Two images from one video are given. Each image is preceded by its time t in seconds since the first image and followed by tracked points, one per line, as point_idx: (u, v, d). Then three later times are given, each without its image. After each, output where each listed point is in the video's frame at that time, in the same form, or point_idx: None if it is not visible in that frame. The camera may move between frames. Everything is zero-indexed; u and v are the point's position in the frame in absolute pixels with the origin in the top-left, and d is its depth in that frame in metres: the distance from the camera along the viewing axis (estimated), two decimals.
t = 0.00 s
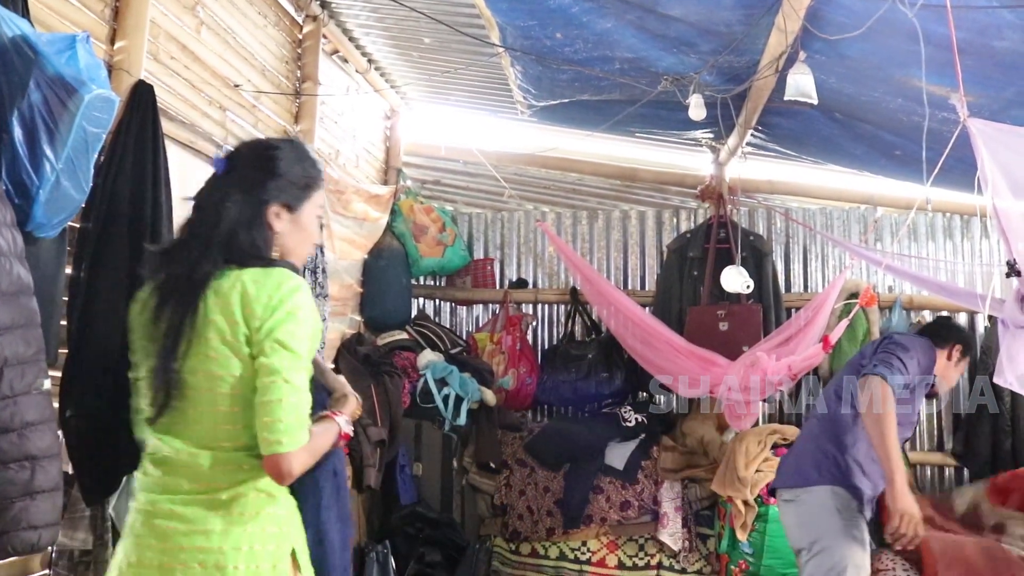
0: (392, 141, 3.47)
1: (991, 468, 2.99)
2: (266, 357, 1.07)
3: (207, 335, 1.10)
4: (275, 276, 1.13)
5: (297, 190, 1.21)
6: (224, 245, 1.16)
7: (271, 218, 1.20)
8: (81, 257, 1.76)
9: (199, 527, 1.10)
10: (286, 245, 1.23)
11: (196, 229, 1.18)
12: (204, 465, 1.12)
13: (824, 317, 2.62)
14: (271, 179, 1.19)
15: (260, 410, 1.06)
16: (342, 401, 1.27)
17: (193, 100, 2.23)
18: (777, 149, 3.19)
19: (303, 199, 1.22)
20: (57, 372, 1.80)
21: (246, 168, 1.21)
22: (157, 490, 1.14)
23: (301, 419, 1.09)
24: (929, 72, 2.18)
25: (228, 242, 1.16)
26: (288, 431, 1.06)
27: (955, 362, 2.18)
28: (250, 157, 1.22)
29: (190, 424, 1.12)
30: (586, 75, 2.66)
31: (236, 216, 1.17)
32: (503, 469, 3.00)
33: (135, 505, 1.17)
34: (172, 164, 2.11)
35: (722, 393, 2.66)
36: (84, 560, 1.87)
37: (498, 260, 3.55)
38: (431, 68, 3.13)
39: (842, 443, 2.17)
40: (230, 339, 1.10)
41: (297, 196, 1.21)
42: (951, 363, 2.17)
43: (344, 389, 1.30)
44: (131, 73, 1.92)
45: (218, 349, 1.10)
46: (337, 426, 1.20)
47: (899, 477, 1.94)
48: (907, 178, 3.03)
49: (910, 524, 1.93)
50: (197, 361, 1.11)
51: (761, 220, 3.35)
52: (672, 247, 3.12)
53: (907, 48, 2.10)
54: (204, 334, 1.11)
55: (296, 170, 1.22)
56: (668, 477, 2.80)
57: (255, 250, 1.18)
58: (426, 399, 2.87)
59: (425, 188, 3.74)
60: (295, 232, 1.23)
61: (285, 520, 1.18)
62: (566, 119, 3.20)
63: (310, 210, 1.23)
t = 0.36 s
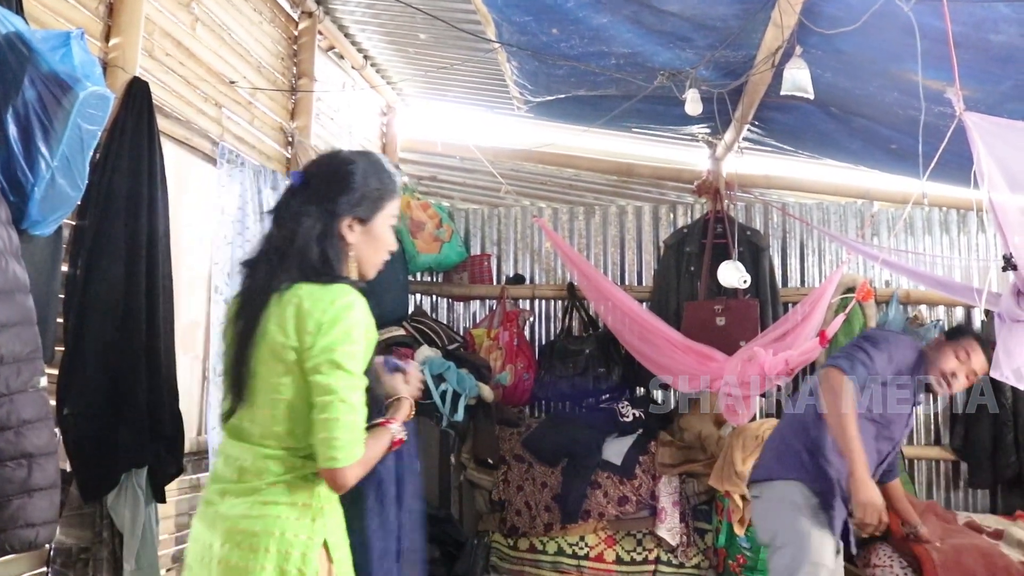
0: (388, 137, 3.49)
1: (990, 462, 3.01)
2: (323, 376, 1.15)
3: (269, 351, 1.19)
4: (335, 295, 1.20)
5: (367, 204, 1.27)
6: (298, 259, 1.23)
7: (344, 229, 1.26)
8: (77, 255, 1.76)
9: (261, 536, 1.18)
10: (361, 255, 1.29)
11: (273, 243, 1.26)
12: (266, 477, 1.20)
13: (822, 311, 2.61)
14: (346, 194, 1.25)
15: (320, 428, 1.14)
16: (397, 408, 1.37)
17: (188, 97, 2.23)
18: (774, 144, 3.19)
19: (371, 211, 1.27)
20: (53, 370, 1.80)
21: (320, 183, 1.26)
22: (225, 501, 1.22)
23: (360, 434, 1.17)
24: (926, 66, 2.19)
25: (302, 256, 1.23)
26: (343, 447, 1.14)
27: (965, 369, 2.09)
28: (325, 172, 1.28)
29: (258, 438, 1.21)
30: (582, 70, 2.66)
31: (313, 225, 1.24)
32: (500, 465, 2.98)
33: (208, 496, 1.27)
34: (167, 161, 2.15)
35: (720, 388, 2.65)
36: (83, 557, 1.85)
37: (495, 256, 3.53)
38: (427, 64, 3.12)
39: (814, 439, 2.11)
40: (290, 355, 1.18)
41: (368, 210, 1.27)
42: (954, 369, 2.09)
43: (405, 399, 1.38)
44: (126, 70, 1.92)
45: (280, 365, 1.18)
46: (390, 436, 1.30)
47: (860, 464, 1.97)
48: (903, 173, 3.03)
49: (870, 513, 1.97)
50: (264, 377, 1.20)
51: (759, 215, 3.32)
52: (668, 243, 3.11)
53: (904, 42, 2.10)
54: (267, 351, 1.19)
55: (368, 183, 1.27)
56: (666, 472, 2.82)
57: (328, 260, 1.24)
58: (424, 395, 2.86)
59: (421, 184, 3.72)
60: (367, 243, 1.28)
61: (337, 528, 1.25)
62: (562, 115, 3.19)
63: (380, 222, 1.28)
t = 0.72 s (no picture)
0: (382, 125, 3.48)
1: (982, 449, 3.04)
2: (358, 371, 1.17)
3: (307, 342, 1.22)
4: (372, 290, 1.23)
5: (410, 206, 1.30)
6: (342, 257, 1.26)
7: (385, 230, 1.29)
8: (71, 245, 1.75)
9: (289, 518, 1.19)
10: (401, 256, 1.31)
11: (317, 242, 1.29)
12: (303, 465, 1.21)
13: (817, 298, 2.64)
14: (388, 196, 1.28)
15: (359, 421, 1.16)
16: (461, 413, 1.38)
17: (181, 85, 2.21)
18: (770, 131, 3.19)
19: (413, 213, 1.30)
20: (48, 359, 1.80)
21: (364, 185, 1.30)
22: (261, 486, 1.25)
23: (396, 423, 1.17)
24: (922, 52, 2.18)
25: (345, 254, 1.26)
26: (382, 438, 1.16)
27: (920, 344, 1.71)
28: (371, 175, 1.31)
29: (293, 424, 1.23)
30: (578, 57, 2.65)
31: (356, 226, 1.27)
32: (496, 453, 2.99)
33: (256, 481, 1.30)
34: (161, 151, 2.14)
35: (715, 374, 2.66)
36: (80, 546, 1.82)
37: (491, 244, 3.53)
38: (420, 52, 3.11)
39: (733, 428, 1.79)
40: (325, 347, 1.21)
41: (410, 212, 1.30)
42: (906, 351, 1.72)
43: (469, 406, 1.40)
44: (119, 57, 1.91)
45: (317, 355, 1.21)
46: (440, 434, 1.30)
47: (760, 463, 1.56)
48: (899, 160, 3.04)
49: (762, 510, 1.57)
50: (301, 366, 1.23)
51: (754, 202, 3.33)
52: (664, 231, 3.10)
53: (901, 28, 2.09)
54: (305, 341, 1.22)
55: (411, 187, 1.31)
56: (662, 459, 2.78)
57: (369, 260, 1.27)
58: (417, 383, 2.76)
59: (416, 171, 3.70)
60: (408, 243, 1.31)
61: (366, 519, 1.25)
62: (558, 102, 3.18)
63: (422, 225, 1.31)
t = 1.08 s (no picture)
0: (376, 109, 3.45)
1: (972, 433, 3.08)
2: (396, 354, 1.24)
3: (348, 326, 1.32)
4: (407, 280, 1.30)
5: (443, 210, 1.34)
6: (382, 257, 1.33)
7: (420, 232, 1.33)
8: (64, 231, 1.73)
9: (324, 485, 1.30)
10: (433, 257, 1.35)
11: (360, 243, 1.35)
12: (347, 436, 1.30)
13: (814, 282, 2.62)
14: (423, 202, 1.32)
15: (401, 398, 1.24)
16: (511, 416, 1.45)
17: (174, 69, 2.20)
18: (765, 115, 3.19)
19: (446, 218, 1.34)
20: (41, 345, 1.79)
21: (401, 191, 1.33)
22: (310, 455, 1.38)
23: (425, 404, 1.24)
24: (917, 36, 2.18)
25: (385, 255, 1.32)
26: (424, 412, 1.24)
27: (803, 309, 1.67)
28: (408, 185, 1.35)
29: (334, 401, 1.34)
30: (572, 40, 2.63)
31: (392, 227, 1.32)
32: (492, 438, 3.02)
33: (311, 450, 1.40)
34: (154, 135, 2.13)
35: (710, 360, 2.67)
36: (76, 531, 1.81)
37: (485, 228, 3.53)
38: (414, 36, 3.10)
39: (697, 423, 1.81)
40: (367, 331, 1.29)
41: (442, 217, 1.34)
42: (790, 319, 1.68)
43: (518, 412, 1.47)
44: (111, 40, 1.89)
45: (356, 338, 1.31)
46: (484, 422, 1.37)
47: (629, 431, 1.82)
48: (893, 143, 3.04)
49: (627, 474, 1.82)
50: (344, 349, 1.33)
51: (749, 186, 3.33)
52: (659, 214, 3.10)
53: (895, 12, 2.08)
54: (347, 325, 1.32)
55: (446, 193, 1.34)
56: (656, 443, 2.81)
57: (405, 259, 1.32)
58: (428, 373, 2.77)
59: (410, 157, 3.77)
60: (441, 246, 1.35)
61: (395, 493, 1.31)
62: (552, 86, 3.18)
63: (454, 228, 1.35)
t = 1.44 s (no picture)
0: (371, 103, 3.44)
1: (968, 427, 3.12)
2: (426, 344, 1.37)
3: (369, 317, 1.44)
4: (425, 276, 1.42)
5: (458, 212, 1.46)
6: (401, 254, 1.46)
7: (437, 231, 1.46)
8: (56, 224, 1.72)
9: (339, 466, 1.42)
10: (449, 255, 1.49)
11: (385, 244, 1.49)
12: (368, 420, 1.41)
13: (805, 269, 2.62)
14: (439, 204, 1.45)
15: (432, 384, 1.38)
16: (557, 400, 1.49)
17: (167, 62, 2.19)
18: (760, 109, 3.19)
19: (461, 218, 1.47)
20: (34, 339, 1.78)
21: (423, 195, 1.47)
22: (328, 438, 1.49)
23: (448, 389, 1.37)
24: (912, 30, 2.18)
25: (403, 252, 1.46)
26: (462, 393, 1.37)
27: (765, 294, 1.67)
28: (426, 189, 1.48)
29: (355, 389, 1.45)
30: (566, 34, 2.63)
31: (412, 227, 1.45)
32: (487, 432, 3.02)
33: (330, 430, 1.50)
34: (148, 129, 2.12)
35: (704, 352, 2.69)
36: (70, 525, 1.80)
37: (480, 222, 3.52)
38: (409, 29, 3.09)
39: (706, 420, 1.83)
40: (393, 323, 1.41)
41: (458, 217, 1.47)
42: (754, 304, 1.69)
43: (566, 398, 1.50)
44: (104, 34, 1.88)
45: (376, 329, 1.42)
46: (529, 405, 1.46)
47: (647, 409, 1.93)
48: (888, 137, 3.04)
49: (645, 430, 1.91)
50: (366, 340, 1.44)
51: (743, 180, 3.33)
52: (654, 209, 3.10)
53: (891, 6, 2.08)
54: (368, 317, 1.44)
55: (460, 195, 1.47)
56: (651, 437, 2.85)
57: (423, 253, 1.46)
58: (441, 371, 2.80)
59: (406, 150, 3.71)
60: (457, 244, 1.48)
61: (406, 476, 1.42)
62: (547, 80, 3.17)
63: (468, 228, 1.48)
